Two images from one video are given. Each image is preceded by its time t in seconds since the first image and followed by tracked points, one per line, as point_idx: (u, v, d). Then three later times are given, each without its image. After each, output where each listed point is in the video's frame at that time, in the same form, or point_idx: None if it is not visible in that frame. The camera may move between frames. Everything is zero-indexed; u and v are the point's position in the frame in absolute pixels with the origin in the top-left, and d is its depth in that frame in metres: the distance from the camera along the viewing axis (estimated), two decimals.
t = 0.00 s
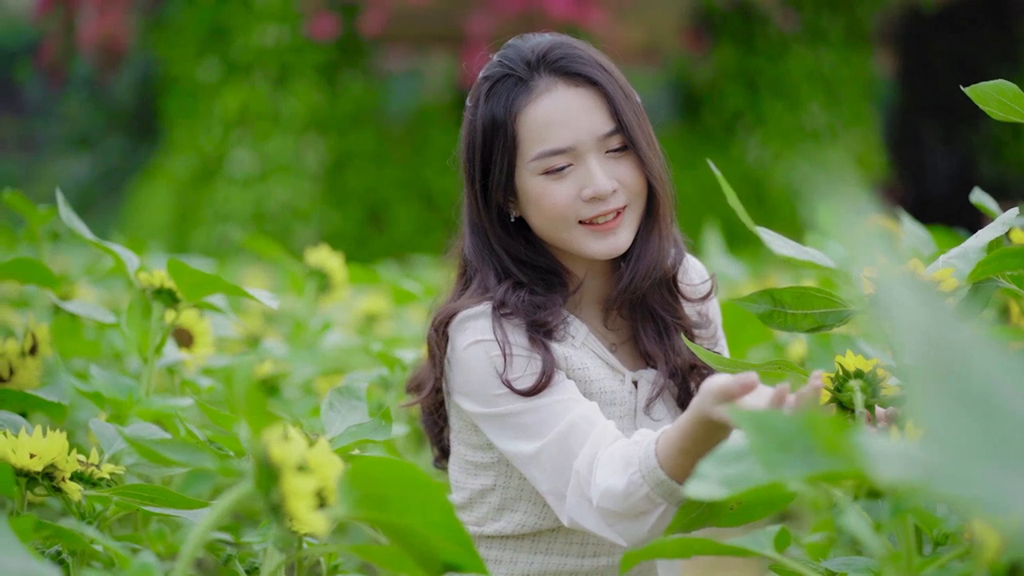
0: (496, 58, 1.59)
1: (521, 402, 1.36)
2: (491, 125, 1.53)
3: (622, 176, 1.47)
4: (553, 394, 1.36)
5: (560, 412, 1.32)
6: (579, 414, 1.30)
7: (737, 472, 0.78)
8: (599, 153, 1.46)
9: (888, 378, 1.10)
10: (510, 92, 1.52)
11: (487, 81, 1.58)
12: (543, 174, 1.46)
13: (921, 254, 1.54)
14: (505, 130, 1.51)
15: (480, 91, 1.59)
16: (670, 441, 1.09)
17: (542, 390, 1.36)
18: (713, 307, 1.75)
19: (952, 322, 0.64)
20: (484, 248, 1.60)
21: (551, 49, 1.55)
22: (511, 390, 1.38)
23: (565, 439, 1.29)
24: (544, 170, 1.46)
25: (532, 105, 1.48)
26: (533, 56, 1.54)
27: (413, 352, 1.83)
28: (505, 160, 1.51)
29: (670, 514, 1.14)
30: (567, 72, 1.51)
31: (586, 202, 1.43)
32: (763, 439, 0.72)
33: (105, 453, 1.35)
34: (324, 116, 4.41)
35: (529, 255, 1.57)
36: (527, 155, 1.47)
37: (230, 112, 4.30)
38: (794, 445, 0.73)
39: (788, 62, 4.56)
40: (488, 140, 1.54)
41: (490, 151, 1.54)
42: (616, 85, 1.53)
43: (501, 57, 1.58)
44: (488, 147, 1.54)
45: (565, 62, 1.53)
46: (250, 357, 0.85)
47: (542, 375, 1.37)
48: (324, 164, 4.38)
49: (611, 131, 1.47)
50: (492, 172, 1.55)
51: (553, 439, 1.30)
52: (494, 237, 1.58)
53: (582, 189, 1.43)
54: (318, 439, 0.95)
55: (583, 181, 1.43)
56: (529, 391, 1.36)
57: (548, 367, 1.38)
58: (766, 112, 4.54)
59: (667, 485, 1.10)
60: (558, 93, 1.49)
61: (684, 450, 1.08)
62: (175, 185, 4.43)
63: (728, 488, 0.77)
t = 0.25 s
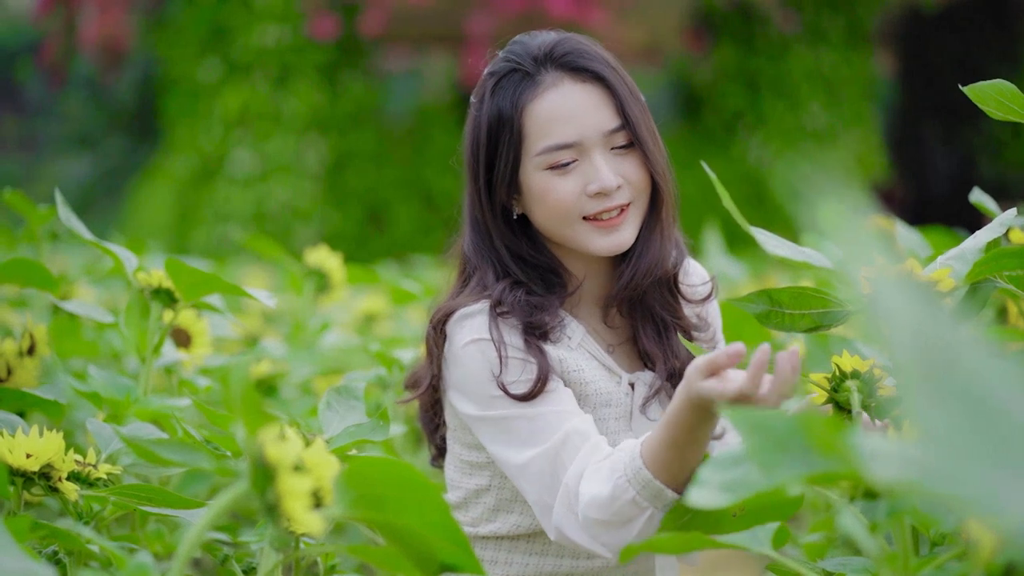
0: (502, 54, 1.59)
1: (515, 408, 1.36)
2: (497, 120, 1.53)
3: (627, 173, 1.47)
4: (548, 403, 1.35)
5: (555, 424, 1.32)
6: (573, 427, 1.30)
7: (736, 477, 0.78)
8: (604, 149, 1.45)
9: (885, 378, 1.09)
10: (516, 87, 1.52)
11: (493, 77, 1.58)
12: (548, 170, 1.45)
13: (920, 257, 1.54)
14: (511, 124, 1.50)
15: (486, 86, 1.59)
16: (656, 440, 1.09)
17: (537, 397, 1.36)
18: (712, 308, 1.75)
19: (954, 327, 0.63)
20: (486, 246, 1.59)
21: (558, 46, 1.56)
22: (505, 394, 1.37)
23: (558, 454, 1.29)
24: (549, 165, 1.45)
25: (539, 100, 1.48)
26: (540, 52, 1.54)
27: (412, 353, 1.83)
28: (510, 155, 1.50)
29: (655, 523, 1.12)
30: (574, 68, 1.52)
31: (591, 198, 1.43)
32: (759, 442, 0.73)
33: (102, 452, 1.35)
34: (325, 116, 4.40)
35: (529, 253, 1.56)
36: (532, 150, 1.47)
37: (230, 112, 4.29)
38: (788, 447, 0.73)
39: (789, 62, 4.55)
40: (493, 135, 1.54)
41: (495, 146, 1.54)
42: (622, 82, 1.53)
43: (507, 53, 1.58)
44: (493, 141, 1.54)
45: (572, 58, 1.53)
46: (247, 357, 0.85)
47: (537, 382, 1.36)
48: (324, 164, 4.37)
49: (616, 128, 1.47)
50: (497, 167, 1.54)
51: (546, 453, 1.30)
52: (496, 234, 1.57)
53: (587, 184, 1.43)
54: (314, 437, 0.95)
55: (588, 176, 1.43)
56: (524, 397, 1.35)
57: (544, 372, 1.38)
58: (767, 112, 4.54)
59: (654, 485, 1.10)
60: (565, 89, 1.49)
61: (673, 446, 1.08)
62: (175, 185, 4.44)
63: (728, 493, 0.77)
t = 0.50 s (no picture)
0: (519, 46, 1.59)
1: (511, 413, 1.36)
2: (512, 112, 1.52)
3: (642, 171, 1.47)
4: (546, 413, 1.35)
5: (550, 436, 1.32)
6: (568, 442, 1.30)
7: (739, 477, 0.78)
8: (620, 146, 1.45)
9: (885, 378, 1.09)
10: (535, 80, 1.51)
11: (508, 70, 1.57)
12: (565, 163, 1.45)
13: (923, 257, 1.54)
14: (527, 116, 1.50)
15: (500, 79, 1.57)
16: (641, 444, 1.15)
17: (536, 401, 1.36)
18: (714, 309, 1.74)
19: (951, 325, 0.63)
20: (493, 241, 1.57)
21: (577, 40, 1.56)
22: (501, 398, 1.37)
23: (548, 467, 1.29)
24: (566, 159, 1.45)
25: (559, 93, 1.48)
26: (559, 45, 1.54)
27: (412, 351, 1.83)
28: (524, 147, 1.50)
29: (640, 532, 1.18)
30: (594, 65, 1.52)
31: (606, 193, 1.43)
32: (759, 442, 0.73)
33: (103, 452, 1.35)
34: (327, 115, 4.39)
35: (534, 245, 1.55)
36: (549, 143, 1.47)
37: (233, 112, 4.28)
38: (787, 449, 0.73)
39: (791, 62, 4.55)
40: (509, 127, 1.52)
41: (510, 139, 1.52)
42: (640, 81, 1.54)
43: (525, 45, 1.58)
44: (508, 133, 1.52)
45: (592, 54, 1.53)
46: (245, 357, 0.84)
47: (536, 387, 1.36)
48: (326, 164, 4.37)
49: (633, 125, 1.47)
50: (510, 161, 1.53)
51: (538, 464, 1.30)
52: (504, 228, 1.56)
53: (602, 179, 1.43)
54: (314, 436, 0.95)
55: (605, 171, 1.43)
56: (524, 401, 1.36)
57: (542, 379, 1.38)
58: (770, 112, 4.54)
59: (640, 488, 1.15)
60: (585, 84, 1.49)
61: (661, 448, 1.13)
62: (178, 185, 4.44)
63: (731, 492, 0.77)
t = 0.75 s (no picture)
0: (552, 37, 1.57)
1: (508, 416, 1.38)
2: (543, 103, 1.51)
3: (666, 173, 1.47)
4: (544, 422, 1.37)
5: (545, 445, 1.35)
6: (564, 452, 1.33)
7: (751, 478, 0.77)
8: (650, 146, 1.45)
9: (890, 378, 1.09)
10: (569, 74, 1.50)
11: (539, 61, 1.55)
12: (593, 159, 1.45)
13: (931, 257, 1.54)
14: (559, 108, 1.49)
15: (529, 70, 1.56)
16: (633, 452, 1.20)
17: (537, 406, 1.38)
18: (719, 311, 1.73)
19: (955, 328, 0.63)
20: (507, 234, 1.56)
21: (613, 37, 1.55)
22: (503, 403, 1.38)
23: (542, 477, 1.32)
24: (595, 155, 1.44)
25: (595, 88, 1.47)
26: (596, 41, 1.53)
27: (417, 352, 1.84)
28: (551, 139, 1.49)
29: (627, 543, 1.22)
30: (629, 63, 1.51)
31: (632, 192, 1.42)
32: (765, 442, 0.73)
33: (110, 452, 1.35)
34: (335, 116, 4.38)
35: (546, 239, 1.53)
36: (579, 136, 1.46)
37: (241, 113, 4.29)
38: (793, 449, 0.73)
39: (798, 62, 4.54)
40: (538, 117, 1.51)
41: (538, 131, 1.51)
42: (671, 84, 1.54)
43: (559, 37, 1.56)
44: (537, 125, 1.51)
45: (628, 52, 1.52)
46: (250, 358, 0.85)
47: (537, 391, 1.38)
48: (333, 165, 4.38)
49: (662, 127, 1.47)
50: (536, 153, 1.51)
51: (528, 477, 1.32)
52: (521, 221, 1.54)
53: (630, 179, 1.42)
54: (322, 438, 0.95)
55: (633, 171, 1.43)
56: (525, 406, 1.37)
57: (542, 384, 1.38)
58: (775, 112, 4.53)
59: (630, 496, 1.20)
60: (620, 81, 1.48)
61: (651, 455, 1.18)
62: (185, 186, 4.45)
63: (744, 493, 0.77)
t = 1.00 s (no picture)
0: (591, 33, 1.56)
1: (507, 416, 1.38)
2: (578, 97, 1.50)
3: (688, 179, 1.47)
4: (541, 422, 1.38)
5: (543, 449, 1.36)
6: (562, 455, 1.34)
7: (758, 479, 0.76)
8: (679, 152, 1.45)
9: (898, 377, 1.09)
10: (608, 72, 1.49)
11: (575, 55, 1.54)
12: (624, 159, 1.44)
13: (939, 255, 1.53)
14: (596, 103, 1.47)
15: (565, 63, 1.54)
16: (633, 453, 1.24)
17: (535, 404, 1.38)
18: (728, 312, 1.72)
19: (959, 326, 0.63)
20: (523, 226, 1.55)
21: (653, 40, 1.54)
22: (501, 398, 1.38)
23: (536, 480, 1.33)
24: (627, 155, 1.44)
25: (633, 89, 1.46)
26: (637, 42, 1.53)
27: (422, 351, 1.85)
28: (582, 135, 1.48)
29: (616, 545, 1.25)
30: (666, 68, 1.51)
31: (657, 196, 1.42)
32: (772, 441, 0.72)
33: (116, 451, 1.35)
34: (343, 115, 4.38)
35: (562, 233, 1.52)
36: (611, 134, 1.45)
37: (248, 113, 4.29)
38: (800, 448, 0.73)
39: (806, 61, 4.53)
40: (572, 111, 1.49)
41: (571, 126, 1.49)
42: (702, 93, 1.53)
43: (599, 33, 1.55)
44: (571, 120, 1.49)
45: (665, 56, 1.52)
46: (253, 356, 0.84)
47: (537, 390, 1.38)
48: (341, 165, 4.38)
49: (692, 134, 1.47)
50: (565, 148, 1.50)
51: (520, 479, 1.33)
52: (537, 214, 1.53)
53: (657, 182, 1.42)
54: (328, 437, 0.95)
55: (661, 174, 1.42)
56: (523, 403, 1.37)
57: (542, 383, 1.39)
58: (783, 112, 4.48)
59: (623, 499, 1.24)
60: (656, 85, 1.48)
61: (652, 457, 1.23)
62: (192, 185, 4.45)
63: (752, 496, 0.75)
